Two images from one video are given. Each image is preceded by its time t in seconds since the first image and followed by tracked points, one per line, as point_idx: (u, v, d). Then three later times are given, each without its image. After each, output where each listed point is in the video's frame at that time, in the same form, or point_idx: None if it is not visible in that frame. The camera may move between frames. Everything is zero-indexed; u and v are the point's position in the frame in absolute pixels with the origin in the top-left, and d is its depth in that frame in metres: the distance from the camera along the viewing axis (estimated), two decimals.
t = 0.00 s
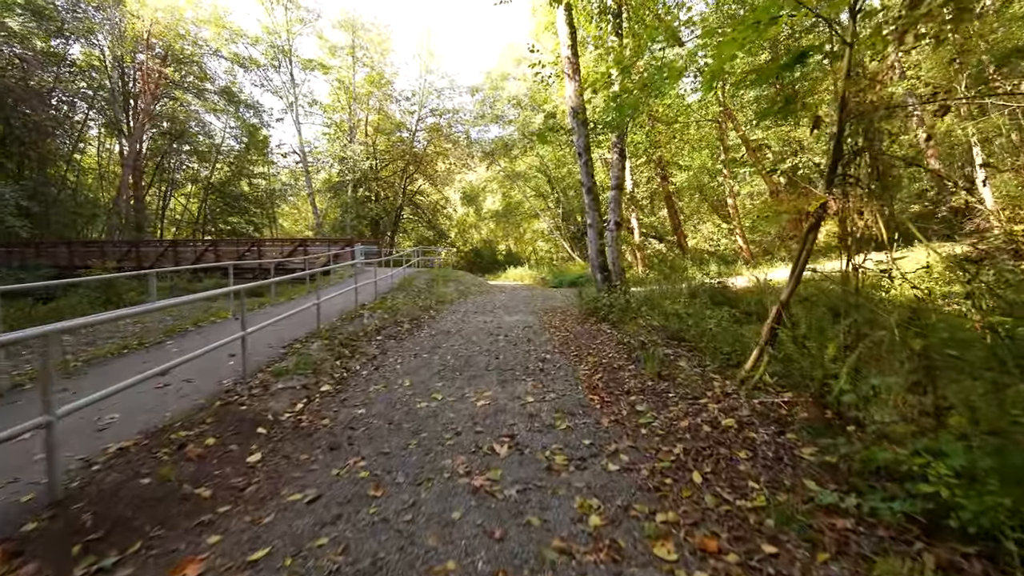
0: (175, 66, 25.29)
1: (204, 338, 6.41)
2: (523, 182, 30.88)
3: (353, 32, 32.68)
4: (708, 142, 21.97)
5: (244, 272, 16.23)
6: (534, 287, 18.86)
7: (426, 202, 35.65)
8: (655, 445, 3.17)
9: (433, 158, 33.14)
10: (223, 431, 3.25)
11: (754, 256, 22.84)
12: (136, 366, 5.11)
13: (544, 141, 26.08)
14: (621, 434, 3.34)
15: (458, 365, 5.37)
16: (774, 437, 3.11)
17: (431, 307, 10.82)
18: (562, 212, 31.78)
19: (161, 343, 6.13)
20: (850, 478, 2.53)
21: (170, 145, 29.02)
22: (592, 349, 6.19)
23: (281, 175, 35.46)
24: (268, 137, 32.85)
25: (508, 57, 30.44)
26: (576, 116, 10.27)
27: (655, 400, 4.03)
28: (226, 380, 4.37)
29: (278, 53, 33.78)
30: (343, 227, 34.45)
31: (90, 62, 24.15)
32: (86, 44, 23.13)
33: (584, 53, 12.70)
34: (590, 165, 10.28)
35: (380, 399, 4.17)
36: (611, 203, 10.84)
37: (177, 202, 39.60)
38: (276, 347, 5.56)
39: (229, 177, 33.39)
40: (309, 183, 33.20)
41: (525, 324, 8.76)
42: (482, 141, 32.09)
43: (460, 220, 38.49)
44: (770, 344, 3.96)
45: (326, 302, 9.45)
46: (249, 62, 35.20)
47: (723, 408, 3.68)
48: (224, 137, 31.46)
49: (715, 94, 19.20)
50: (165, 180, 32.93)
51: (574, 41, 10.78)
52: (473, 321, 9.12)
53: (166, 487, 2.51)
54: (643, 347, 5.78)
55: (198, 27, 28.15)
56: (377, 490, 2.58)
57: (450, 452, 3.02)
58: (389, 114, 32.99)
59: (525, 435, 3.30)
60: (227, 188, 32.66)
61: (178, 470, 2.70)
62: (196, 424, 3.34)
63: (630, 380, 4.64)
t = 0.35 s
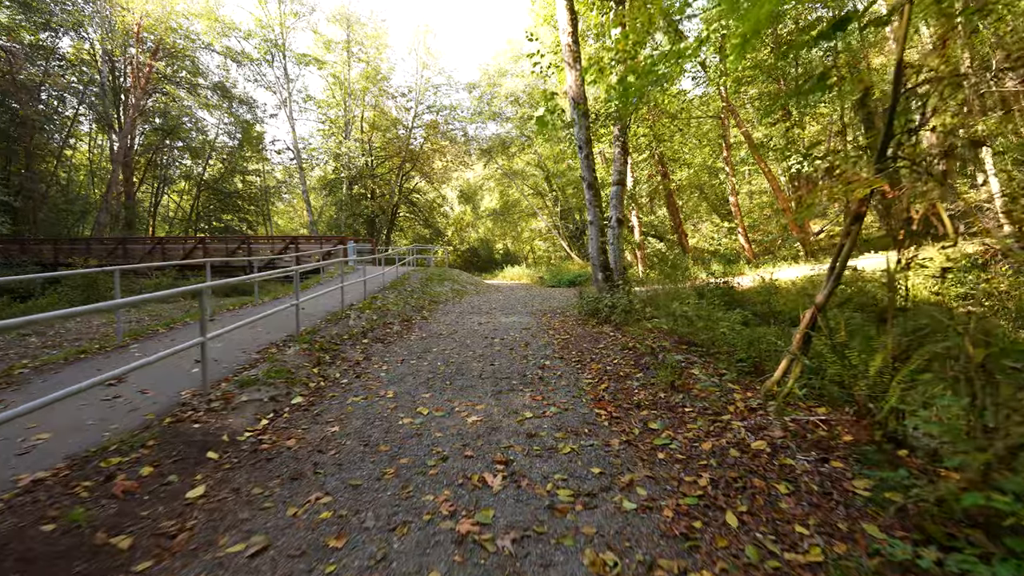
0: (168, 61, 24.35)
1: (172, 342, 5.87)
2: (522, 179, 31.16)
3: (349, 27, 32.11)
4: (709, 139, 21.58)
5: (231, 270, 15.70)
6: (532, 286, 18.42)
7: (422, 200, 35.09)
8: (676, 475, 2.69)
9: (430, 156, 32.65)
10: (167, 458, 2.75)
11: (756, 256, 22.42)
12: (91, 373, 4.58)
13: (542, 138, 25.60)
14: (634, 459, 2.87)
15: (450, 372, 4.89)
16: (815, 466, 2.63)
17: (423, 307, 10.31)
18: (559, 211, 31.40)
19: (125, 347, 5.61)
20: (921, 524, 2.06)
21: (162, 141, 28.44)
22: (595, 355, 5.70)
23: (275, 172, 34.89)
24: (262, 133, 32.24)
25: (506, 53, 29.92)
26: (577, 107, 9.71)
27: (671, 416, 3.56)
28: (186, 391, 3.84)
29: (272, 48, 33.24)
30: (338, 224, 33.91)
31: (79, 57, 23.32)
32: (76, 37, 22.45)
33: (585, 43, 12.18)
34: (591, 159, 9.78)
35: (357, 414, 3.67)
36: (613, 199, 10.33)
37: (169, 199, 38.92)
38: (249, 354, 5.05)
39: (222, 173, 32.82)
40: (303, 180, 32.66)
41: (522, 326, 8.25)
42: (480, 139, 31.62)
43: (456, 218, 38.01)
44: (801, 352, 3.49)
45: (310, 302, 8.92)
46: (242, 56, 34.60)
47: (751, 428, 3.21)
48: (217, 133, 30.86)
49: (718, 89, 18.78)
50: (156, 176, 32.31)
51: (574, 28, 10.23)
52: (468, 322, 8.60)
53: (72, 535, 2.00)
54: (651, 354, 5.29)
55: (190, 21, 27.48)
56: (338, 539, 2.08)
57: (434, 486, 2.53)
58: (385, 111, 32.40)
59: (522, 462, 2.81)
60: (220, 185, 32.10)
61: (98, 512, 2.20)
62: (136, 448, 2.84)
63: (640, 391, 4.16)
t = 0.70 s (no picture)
0: (163, 60, 23.90)
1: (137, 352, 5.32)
2: (521, 179, 30.41)
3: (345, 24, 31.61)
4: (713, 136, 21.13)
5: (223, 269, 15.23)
6: (532, 287, 17.96)
7: (420, 200, 34.60)
8: (716, 533, 2.19)
9: (428, 155, 32.14)
10: (88, 512, 2.23)
11: (761, 256, 21.95)
12: (38, 390, 4.09)
13: (542, 136, 25.14)
14: (662, 511, 2.35)
15: (442, 390, 4.36)
16: (890, 526, 2.12)
17: (418, 311, 9.79)
18: (558, 211, 30.94)
19: (87, 357, 5.14)
20: None
21: (156, 139, 27.98)
22: (604, 368, 5.17)
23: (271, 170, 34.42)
24: (258, 131, 31.76)
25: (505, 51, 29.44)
26: (579, 99, 9.13)
27: (698, 449, 3.06)
28: (137, 415, 3.36)
29: (267, 45, 32.81)
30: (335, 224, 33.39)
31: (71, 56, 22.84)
32: (68, 34, 21.96)
33: (588, 33, 11.64)
34: (595, 155, 9.26)
35: (331, 445, 3.16)
36: (617, 197, 9.80)
37: (163, 198, 38.37)
38: (218, 371, 4.50)
39: (217, 172, 32.36)
40: (300, 180, 32.18)
41: (523, 333, 7.73)
42: (478, 138, 31.17)
43: (455, 218, 37.55)
44: (856, 373, 2.89)
45: (297, 306, 8.39)
46: (237, 53, 34.13)
47: (797, 467, 2.70)
48: (212, 132, 30.37)
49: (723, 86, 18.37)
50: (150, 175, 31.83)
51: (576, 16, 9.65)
52: (465, 328, 8.08)
53: None
54: (667, 369, 4.77)
55: (184, 17, 26.96)
56: None
57: (416, 553, 2.03)
58: (383, 109, 31.82)
59: (528, 516, 2.29)
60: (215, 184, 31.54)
61: None
62: (53, 498, 2.32)
63: (659, 415, 3.66)
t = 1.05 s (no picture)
0: (157, 58, 23.38)
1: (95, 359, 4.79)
2: (520, 178, 29.97)
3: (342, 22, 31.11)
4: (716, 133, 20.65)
5: (212, 270, 14.74)
6: (532, 288, 17.49)
7: (419, 200, 34.17)
8: None
9: (426, 154, 31.68)
10: None
11: (765, 257, 21.45)
12: None
13: (542, 134, 24.68)
14: None
15: (432, 405, 3.85)
16: None
17: (412, 314, 9.27)
18: (558, 210, 30.48)
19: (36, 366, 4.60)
20: None
21: (152, 138, 27.56)
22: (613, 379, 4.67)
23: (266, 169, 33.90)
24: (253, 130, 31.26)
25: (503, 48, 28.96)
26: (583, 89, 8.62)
27: (734, 485, 2.55)
28: (65, 441, 2.82)
29: (262, 42, 32.28)
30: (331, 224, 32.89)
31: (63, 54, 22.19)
32: (60, 32, 21.42)
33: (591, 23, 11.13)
34: (599, 149, 8.74)
35: (295, 479, 2.66)
36: (622, 194, 9.26)
37: (158, 198, 37.83)
38: (179, 385, 3.99)
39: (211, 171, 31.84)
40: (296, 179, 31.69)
41: (523, 338, 7.21)
42: (477, 137, 30.72)
43: (454, 217, 37.10)
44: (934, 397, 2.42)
45: (281, 309, 7.86)
46: (231, 51, 33.60)
47: (862, 514, 2.20)
48: (208, 131, 29.85)
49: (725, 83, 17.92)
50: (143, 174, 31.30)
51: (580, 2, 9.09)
52: (460, 332, 7.56)
53: None
54: (686, 381, 4.26)
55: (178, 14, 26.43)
56: None
57: None
58: (381, 108, 31.30)
59: None
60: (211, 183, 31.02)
61: None
62: None
63: (682, 439, 3.16)
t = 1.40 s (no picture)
0: (152, 55, 22.80)
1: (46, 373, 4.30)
2: (520, 178, 29.55)
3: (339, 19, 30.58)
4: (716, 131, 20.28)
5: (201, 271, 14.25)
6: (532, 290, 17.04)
7: (418, 199, 33.61)
8: None
9: (426, 153, 31.19)
10: None
11: (771, 257, 21.00)
12: None
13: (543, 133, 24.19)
14: None
15: (420, 431, 3.37)
16: None
17: (407, 319, 8.78)
18: (559, 210, 29.99)
19: None
20: None
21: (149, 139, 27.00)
22: (623, 397, 4.19)
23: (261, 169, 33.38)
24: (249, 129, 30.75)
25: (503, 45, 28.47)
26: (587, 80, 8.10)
27: (782, 544, 2.09)
28: None
29: (258, 39, 31.77)
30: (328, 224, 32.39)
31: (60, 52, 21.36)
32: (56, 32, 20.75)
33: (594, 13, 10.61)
34: (604, 145, 8.26)
35: (244, 536, 2.17)
36: (627, 192, 8.77)
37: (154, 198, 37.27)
38: (132, 408, 3.51)
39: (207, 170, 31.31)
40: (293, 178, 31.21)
41: (524, 346, 6.73)
42: (477, 136, 30.26)
43: (453, 217, 36.61)
44: None
45: (266, 314, 7.37)
46: (227, 48, 33.06)
47: None
48: (205, 131, 29.31)
49: (729, 79, 17.43)
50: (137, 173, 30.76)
51: None
52: (456, 340, 7.06)
53: None
54: (707, 401, 3.78)
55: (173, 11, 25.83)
56: None
57: None
58: (379, 107, 30.79)
59: None
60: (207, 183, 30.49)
61: None
62: None
63: (712, 477, 2.68)
